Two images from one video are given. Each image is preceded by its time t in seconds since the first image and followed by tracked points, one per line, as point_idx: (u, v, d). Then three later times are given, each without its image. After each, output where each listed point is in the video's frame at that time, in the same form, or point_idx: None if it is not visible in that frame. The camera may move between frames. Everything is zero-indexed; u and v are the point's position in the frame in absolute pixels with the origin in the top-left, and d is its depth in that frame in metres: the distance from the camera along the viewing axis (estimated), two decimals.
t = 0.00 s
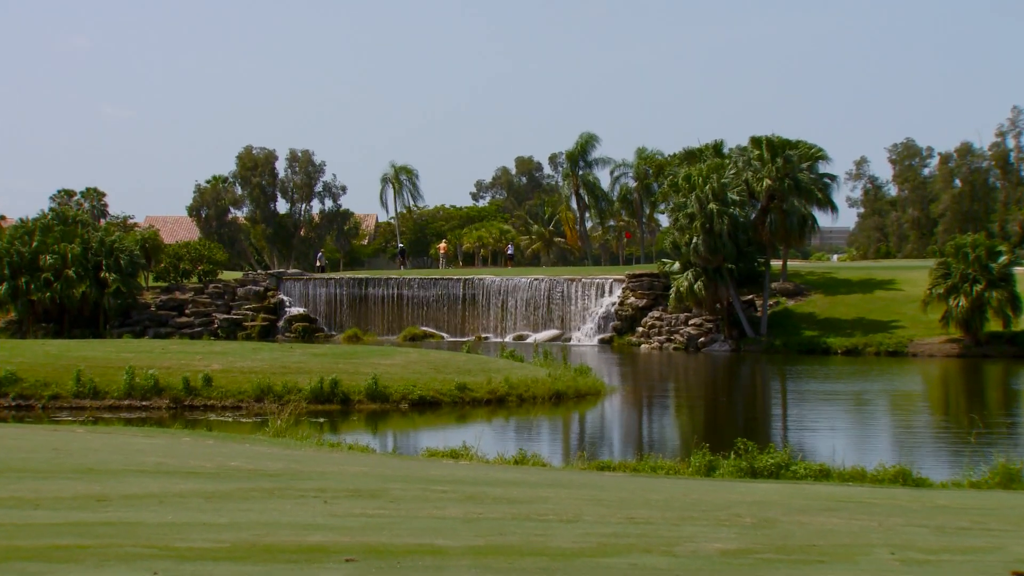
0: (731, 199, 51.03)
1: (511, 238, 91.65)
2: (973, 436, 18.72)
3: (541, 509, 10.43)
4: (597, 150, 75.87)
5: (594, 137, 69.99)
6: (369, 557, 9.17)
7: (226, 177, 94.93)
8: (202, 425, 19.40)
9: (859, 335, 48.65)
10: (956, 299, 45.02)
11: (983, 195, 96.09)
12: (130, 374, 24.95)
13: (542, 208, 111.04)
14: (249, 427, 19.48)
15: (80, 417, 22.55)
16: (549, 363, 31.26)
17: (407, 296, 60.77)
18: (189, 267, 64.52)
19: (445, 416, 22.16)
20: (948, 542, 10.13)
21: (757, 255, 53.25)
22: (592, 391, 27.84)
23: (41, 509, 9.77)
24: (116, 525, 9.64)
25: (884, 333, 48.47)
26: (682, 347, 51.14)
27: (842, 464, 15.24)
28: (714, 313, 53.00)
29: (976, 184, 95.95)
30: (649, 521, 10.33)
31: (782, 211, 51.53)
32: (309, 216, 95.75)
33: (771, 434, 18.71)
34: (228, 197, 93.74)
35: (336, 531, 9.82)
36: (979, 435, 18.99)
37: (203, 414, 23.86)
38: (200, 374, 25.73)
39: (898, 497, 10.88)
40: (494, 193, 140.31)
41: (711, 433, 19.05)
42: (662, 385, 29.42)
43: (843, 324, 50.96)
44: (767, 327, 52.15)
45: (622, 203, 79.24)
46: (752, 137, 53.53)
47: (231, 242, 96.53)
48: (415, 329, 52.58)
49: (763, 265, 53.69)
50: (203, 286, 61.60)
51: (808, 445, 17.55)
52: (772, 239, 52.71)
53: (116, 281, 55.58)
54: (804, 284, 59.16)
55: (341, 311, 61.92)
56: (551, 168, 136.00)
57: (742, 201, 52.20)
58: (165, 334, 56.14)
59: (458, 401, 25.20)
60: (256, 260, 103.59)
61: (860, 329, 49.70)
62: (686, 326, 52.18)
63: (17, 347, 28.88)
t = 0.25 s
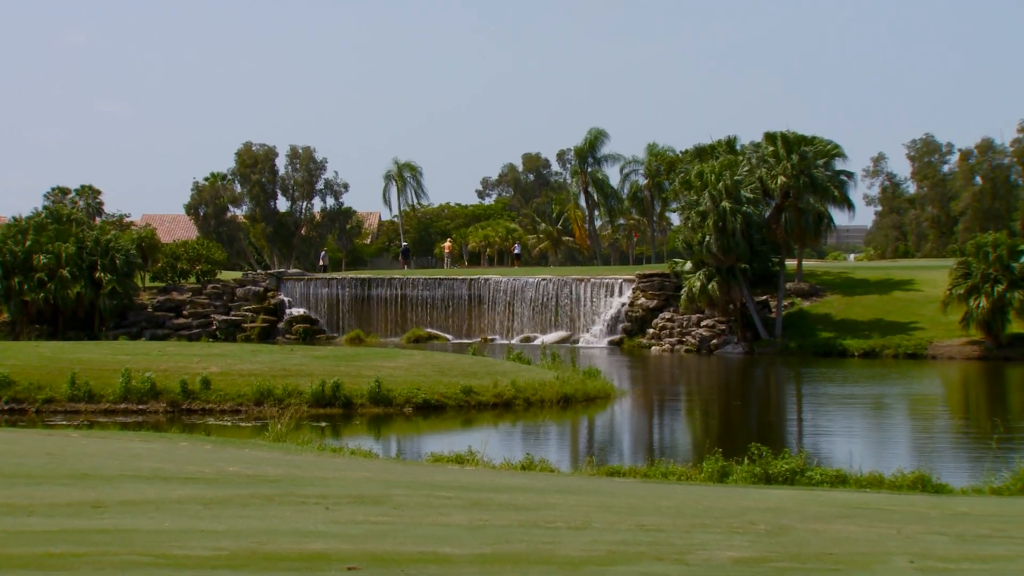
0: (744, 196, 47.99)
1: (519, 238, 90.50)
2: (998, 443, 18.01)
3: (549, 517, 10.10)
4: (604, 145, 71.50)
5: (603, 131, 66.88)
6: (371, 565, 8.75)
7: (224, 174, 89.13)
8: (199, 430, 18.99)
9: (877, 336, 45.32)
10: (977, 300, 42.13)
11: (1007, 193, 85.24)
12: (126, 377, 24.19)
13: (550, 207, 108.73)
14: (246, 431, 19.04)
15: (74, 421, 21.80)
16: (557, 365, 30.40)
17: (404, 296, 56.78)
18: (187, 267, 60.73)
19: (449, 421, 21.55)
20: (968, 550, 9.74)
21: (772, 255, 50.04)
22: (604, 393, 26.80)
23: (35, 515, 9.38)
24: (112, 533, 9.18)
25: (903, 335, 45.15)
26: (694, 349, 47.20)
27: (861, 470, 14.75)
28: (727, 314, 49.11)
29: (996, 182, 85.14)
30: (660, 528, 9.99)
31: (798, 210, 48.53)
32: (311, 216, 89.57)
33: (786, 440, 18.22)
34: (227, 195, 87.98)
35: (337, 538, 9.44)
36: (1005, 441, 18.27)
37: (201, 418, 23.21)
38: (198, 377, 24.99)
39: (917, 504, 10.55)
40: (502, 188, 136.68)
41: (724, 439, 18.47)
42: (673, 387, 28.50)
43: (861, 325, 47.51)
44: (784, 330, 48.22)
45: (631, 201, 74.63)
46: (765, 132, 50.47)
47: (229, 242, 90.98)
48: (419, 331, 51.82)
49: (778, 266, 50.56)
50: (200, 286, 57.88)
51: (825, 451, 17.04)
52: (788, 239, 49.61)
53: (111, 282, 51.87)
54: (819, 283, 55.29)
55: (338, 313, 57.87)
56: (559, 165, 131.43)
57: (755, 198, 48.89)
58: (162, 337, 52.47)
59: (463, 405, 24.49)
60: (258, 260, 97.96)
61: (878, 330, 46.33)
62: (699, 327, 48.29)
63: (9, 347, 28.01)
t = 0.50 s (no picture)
0: (758, 193, 45.78)
1: (526, 236, 88.66)
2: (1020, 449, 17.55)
3: (557, 523, 9.78)
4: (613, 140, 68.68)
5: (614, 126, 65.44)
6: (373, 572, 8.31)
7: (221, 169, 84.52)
8: (197, 434, 18.63)
9: (896, 338, 43.73)
10: (999, 300, 40.91)
11: None
12: (121, 380, 23.54)
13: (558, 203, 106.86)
14: (245, 434, 18.73)
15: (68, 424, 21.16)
16: (566, 367, 29.85)
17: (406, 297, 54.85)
18: (184, 267, 58.07)
19: (455, 426, 21.08)
20: (990, 557, 9.37)
21: (786, 254, 47.57)
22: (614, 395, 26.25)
23: (28, 522, 9.02)
24: (106, 540, 8.78)
25: (922, 336, 43.44)
26: (707, 351, 45.10)
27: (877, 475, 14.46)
28: (741, 315, 47.12)
29: (1020, 177, 82.63)
30: (673, 535, 9.66)
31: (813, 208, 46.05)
32: (313, 213, 85.13)
33: (801, 445, 17.88)
34: (225, 191, 83.34)
35: (338, 545, 9.05)
36: None
37: (199, 421, 22.67)
38: (195, 379, 24.39)
39: (936, 510, 10.26)
40: (507, 185, 134.07)
41: (738, 444, 18.05)
42: (684, 389, 27.94)
43: (878, 326, 45.79)
44: (801, 332, 46.22)
45: (641, 199, 70.69)
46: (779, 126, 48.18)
47: (228, 240, 86.41)
48: (423, 332, 51.24)
49: (792, 265, 48.20)
50: (198, 287, 55.77)
51: (841, 457, 16.67)
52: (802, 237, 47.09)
53: (106, 282, 49.41)
54: (836, 282, 53.12)
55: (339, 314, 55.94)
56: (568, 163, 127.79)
57: (770, 195, 46.47)
58: (159, 338, 50.21)
59: (468, 408, 24.07)
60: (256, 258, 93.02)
61: (896, 331, 44.67)
62: (712, 328, 46.16)
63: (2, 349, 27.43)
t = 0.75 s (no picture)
0: (774, 189, 43.72)
1: (533, 234, 88.71)
2: None
3: (566, 530, 9.45)
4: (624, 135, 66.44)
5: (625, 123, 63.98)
6: None
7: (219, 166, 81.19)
8: (194, 438, 18.29)
9: (915, 339, 41.48)
10: (1023, 299, 38.84)
11: None
12: (116, 383, 23.13)
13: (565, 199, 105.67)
14: (244, 439, 18.40)
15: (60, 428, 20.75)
16: (574, 370, 29.42)
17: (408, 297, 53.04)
18: (180, 266, 56.29)
19: (461, 430, 20.70)
20: (1015, 565, 9.01)
21: (801, 253, 45.43)
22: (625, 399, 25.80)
23: (19, 529, 8.67)
24: (100, 548, 8.42)
25: (943, 338, 41.27)
26: (720, 352, 42.98)
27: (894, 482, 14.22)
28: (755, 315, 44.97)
29: None
30: (686, 543, 9.32)
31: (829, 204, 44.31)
32: (314, 212, 82.50)
33: (818, 450, 17.57)
34: (224, 189, 79.57)
35: (339, 553, 8.69)
36: None
37: (196, 425, 22.25)
38: (193, 382, 23.96)
39: (957, 518, 9.94)
40: (515, 182, 132.54)
41: (752, 449, 17.73)
42: (695, 393, 27.48)
43: (896, 327, 43.52)
44: (816, 333, 44.01)
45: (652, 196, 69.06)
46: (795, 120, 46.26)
47: (226, 239, 81.98)
48: (427, 333, 49.98)
49: (808, 263, 46.01)
50: (196, 286, 54.68)
51: (859, 463, 16.33)
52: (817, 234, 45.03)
53: (100, 281, 48.68)
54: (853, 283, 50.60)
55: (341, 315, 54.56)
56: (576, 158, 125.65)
57: (785, 192, 44.62)
58: (155, 339, 49.24)
59: (474, 412, 23.72)
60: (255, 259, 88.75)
61: (916, 332, 42.38)
62: (726, 329, 44.06)
63: None
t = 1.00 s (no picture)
0: (788, 186, 41.89)
1: (541, 233, 87.76)
2: None
3: (574, 538, 9.15)
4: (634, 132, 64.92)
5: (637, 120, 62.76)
6: None
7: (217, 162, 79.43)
8: (192, 443, 18.01)
9: (934, 342, 40.12)
10: None
11: None
12: (111, 386, 22.85)
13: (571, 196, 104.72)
14: (243, 444, 18.14)
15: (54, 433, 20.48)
16: (582, 372, 29.11)
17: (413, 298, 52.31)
18: (178, 265, 55.57)
19: (466, 435, 20.35)
20: None
21: (816, 253, 43.69)
22: (634, 403, 25.45)
23: (9, 535, 8.37)
24: (94, 554, 8.11)
25: (963, 340, 39.91)
26: (733, 355, 42.40)
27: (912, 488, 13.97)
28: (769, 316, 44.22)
29: None
30: (698, 550, 9.01)
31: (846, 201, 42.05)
32: (315, 209, 80.14)
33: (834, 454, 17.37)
34: (222, 185, 77.90)
35: (340, 560, 8.38)
36: None
37: (193, 429, 21.99)
38: (190, 385, 23.65)
39: (977, 526, 9.66)
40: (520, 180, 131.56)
41: (766, 455, 17.42)
42: (707, 396, 27.13)
43: (914, 329, 42.12)
44: (832, 335, 42.78)
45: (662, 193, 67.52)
46: (810, 117, 44.12)
47: (224, 237, 80.48)
48: (432, 335, 49.46)
49: (823, 262, 44.62)
50: (193, 287, 53.61)
51: (877, 469, 16.06)
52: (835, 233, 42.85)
53: (94, 282, 47.72)
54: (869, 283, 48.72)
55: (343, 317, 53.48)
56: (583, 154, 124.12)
57: (799, 189, 42.68)
58: (151, 341, 48.08)
59: (479, 416, 23.46)
60: (255, 258, 87.25)
61: (934, 334, 41.03)
62: (739, 330, 43.42)
63: None
